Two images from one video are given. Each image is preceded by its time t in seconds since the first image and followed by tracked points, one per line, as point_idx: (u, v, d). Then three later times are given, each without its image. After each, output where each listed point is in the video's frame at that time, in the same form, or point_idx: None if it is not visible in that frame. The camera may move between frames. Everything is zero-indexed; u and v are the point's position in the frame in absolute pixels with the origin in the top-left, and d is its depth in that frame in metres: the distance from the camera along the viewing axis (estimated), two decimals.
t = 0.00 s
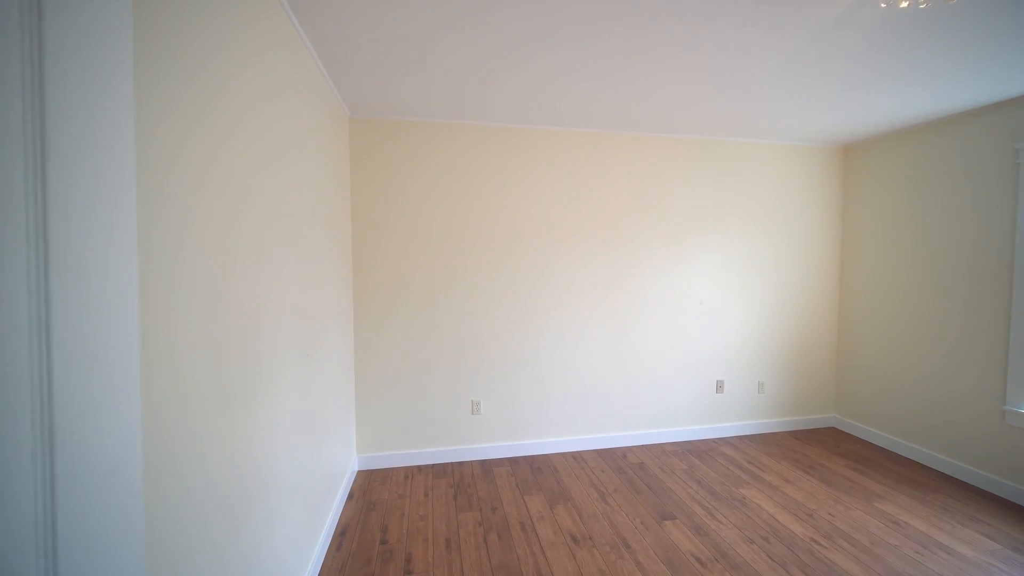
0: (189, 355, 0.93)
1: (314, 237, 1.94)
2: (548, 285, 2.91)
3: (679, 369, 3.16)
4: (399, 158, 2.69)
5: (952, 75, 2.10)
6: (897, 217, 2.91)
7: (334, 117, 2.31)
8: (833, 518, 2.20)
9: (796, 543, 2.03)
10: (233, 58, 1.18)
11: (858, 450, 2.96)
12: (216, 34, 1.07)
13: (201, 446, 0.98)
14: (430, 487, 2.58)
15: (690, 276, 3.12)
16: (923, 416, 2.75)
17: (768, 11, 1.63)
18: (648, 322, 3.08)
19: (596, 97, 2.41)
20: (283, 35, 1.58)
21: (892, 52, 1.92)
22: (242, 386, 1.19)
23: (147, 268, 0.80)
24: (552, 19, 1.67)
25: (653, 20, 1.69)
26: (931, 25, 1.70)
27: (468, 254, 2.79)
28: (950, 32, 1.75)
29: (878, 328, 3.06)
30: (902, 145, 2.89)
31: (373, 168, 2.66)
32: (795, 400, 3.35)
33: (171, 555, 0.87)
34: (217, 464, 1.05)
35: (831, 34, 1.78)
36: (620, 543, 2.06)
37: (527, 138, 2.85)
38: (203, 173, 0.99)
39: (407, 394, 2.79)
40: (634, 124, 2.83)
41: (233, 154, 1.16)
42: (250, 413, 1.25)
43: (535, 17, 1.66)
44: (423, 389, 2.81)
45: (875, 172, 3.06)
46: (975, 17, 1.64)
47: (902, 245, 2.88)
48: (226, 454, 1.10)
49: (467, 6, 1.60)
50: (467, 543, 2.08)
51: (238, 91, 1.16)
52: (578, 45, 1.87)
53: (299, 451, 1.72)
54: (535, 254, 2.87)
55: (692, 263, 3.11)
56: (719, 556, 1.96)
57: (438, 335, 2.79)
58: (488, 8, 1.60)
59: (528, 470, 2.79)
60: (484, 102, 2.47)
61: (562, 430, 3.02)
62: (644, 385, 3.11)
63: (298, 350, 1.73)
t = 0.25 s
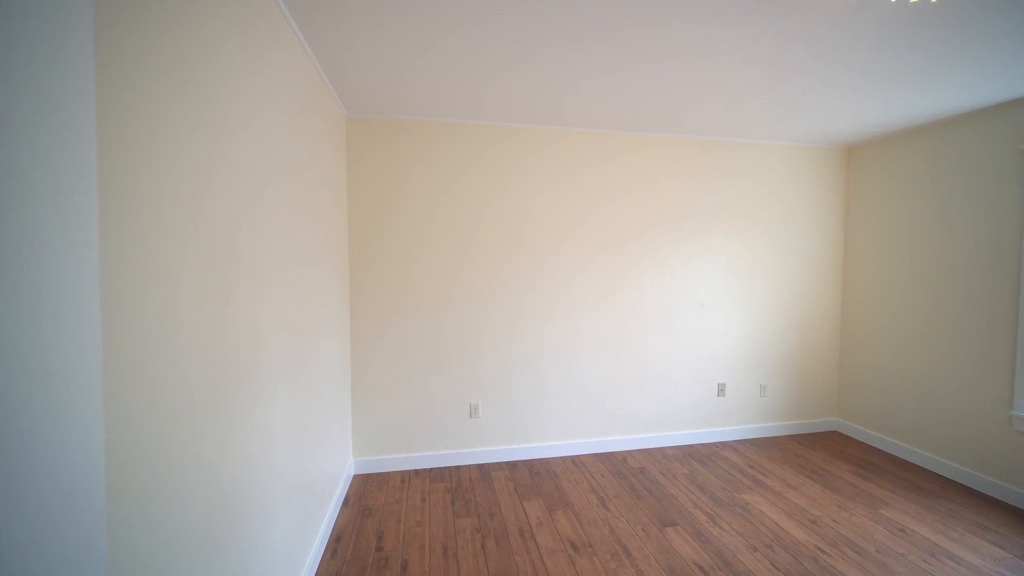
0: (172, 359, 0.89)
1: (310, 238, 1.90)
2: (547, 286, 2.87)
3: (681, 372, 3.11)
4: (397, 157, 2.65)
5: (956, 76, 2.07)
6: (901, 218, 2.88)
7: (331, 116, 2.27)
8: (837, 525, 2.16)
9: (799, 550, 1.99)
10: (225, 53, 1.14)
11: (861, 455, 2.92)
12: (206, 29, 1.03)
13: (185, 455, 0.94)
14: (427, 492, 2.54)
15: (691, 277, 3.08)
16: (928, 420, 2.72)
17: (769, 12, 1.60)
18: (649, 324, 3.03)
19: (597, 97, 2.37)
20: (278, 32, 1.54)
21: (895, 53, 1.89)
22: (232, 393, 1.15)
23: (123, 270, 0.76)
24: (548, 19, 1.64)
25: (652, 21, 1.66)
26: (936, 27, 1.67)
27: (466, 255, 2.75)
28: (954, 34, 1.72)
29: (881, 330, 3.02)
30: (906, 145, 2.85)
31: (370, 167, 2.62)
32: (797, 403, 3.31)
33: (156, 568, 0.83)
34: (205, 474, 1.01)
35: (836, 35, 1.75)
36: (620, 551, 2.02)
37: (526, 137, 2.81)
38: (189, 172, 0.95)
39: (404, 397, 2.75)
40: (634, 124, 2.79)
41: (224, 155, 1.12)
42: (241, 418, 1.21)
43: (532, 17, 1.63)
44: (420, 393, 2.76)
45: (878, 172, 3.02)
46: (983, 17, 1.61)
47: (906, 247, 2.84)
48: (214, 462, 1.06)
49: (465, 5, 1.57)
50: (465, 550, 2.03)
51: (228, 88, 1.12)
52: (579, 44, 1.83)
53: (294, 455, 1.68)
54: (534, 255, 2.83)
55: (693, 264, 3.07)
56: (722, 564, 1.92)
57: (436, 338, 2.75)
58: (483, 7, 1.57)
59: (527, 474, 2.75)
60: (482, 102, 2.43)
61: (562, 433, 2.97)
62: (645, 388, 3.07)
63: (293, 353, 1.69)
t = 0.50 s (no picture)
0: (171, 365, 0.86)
1: (307, 238, 1.86)
2: (546, 287, 2.83)
3: (680, 374, 3.09)
4: (394, 156, 2.61)
5: (958, 78, 2.06)
6: (901, 219, 2.87)
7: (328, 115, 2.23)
8: (838, 528, 2.14)
9: (801, 555, 1.96)
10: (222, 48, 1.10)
11: (861, 457, 2.91)
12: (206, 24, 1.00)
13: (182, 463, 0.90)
14: (423, 496, 2.49)
15: (690, 278, 3.06)
16: (928, 422, 2.71)
17: (773, 14, 1.58)
18: (648, 326, 3.01)
19: (598, 97, 2.35)
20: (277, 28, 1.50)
21: (898, 54, 1.87)
22: (226, 399, 1.10)
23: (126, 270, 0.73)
24: (549, 19, 1.61)
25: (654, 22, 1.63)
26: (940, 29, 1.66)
27: (465, 256, 2.71)
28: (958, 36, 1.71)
29: (881, 332, 3.01)
30: (906, 147, 2.84)
31: (367, 166, 2.58)
32: (796, 405, 3.29)
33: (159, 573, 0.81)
34: (200, 483, 0.96)
35: (840, 36, 1.73)
36: (620, 556, 1.98)
37: (526, 137, 2.77)
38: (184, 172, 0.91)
39: (400, 400, 2.70)
40: (635, 124, 2.77)
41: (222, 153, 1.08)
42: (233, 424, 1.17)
43: (532, 17, 1.60)
44: (417, 395, 2.72)
45: (878, 174, 3.02)
46: (987, 18, 1.59)
47: (906, 249, 2.84)
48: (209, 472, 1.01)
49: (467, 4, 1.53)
50: (462, 556, 1.99)
51: (224, 83, 1.08)
52: (580, 44, 1.80)
53: (291, 459, 1.64)
54: (532, 256, 2.80)
55: (692, 265, 3.05)
56: (722, 569, 1.89)
57: (434, 339, 2.71)
58: (485, 6, 1.54)
59: (524, 478, 2.71)
60: (481, 102, 2.40)
61: (560, 436, 2.94)
62: (644, 390, 3.04)
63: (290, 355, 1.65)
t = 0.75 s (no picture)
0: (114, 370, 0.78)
1: (285, 236, 1.80)
2: (532, 287, 2.82)
3: (664, 373, 3.12)
4: (378, 153, 2.55)
5: (930, 85, 2.12)
6: (876, 221, 2.95)
7: (308, 109, 2.16)
8: (817, 524, 2.18)
9: (782, 551, 1.99)
10: (191, 34, 1.04)
11: (838, 453, 2.98)
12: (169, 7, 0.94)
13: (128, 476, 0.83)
14: (407, 501, 2.44)
15: (675, 278, 3.08)
16: (901, 418, 2.79)
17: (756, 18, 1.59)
18: (634, 326, 3.02)
19: (584, 97, 2.34)
20: (253, 16, 1.44)
21: (874, 61, 1.92)
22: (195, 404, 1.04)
23: (47, 273, 0.66)
24: (535, 16, 1.59)
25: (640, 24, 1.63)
26: (915, 38, 1.70)
27: (450, 255, 2.68)
28: (931, 45, 1.75)
29: (857, 331, 3.09)
30: (882, 150, 2.93)
31: (350, 163, 2.51)
32: (777, 403, 3.36)
33: None
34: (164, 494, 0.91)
35: (819, 42, 1.76)
36: (606, 557, 1.98)
37: (512, 135, 2.75)
38: (135, 164, 0.84)
39: (383, 402, 2.65)
40: (621, 124, 2.77)
41: (184, 146, 1.02)
42: (202, 431, 1.11)
43: (517, 14, 1.57)
44: (401, 397, 2.67)
45: (855, 176, 3.10)
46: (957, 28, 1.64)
47: (881, 250, 2.92)
48: (167, 485, 0.95)
49: None
50: (446, 561, 1.95)
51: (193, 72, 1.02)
52: (565, 44, 1.78)
53: (265, 466, 1.57)
54: (518, 256, 2.78)
55: (676, 265, 3.08)
56: (707, 567, 1.90)
57: (418, 340, 2.66)
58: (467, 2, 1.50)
59: (510, 479, 2.69)
60: (467, 99, 2.36)
61: (546, 436, 2.93)
62: (629, 389, 3.06)
63: (266, 357, 1.58)
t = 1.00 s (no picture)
0: (61, 379, 0.72)
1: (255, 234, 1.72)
2: (512, 287, 2.82)
3: (642, 372, 3.16)
4: (354, 150, 2.49)
5: (891, 94, 2.22)
6: (841, 222, 3.08)
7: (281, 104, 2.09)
8: (788, 516, 2.24)
9: (755, 543, 2.04)
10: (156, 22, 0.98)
11: (807, 447, 3.08)
12: None
13: (85, 490, 0.76)
14: (383, 505, 2.39)
15: (652, 278, 3.13)
16: (865, 411, 2.91)
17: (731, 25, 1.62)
18: (612, 325, 3.06)
19: (563, 98, 2.35)
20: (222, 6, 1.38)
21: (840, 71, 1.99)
22: (156, 412, 0.98)
23: None
24: (515, 15, 1.58)
25: (619, 26, 1.64)
26: (878, 49, 1.77)
27: (428, 255, 2.64)
28: (893, 56, 1.83)
29: (823, 328, 3.22)
30: (846, 155, 3.06)
31: (325, 160, 2.44)
32: (749, 399, 3.45)
33: None
34: (117, 510, 0.84)
35: (790, 50, 1.81)
36: (585, 556, 1.98)
37: (492, 134, 2.74)
38: (86, 157, 0.78)
39: (359, 405, 2.58)
40: (599, 125, 2.80)
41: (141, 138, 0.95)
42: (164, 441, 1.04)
43: (498, 12, 1.55)
44: (378, 400, 2.61)
45: (822, 180, 3.23)
46: (917, 41, 1.72)
47: (845, 250, 3.05)
48: (129, 501, 0.88)
49: None
50: (424, 567, 1.92)
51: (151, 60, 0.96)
52: (544, 45, 1.78)
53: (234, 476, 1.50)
54: (498, 255, 2.77)
55: (653, 265, 3.13)
56: (683, 562, 1.93)
57: (395, 342, 2.61)
58: None
59: (489, 481, 2.67)
60: (445, 97, 2.33)
61: (525, 436, 2.92)
62: (608, 389, 3.08)
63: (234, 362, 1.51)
